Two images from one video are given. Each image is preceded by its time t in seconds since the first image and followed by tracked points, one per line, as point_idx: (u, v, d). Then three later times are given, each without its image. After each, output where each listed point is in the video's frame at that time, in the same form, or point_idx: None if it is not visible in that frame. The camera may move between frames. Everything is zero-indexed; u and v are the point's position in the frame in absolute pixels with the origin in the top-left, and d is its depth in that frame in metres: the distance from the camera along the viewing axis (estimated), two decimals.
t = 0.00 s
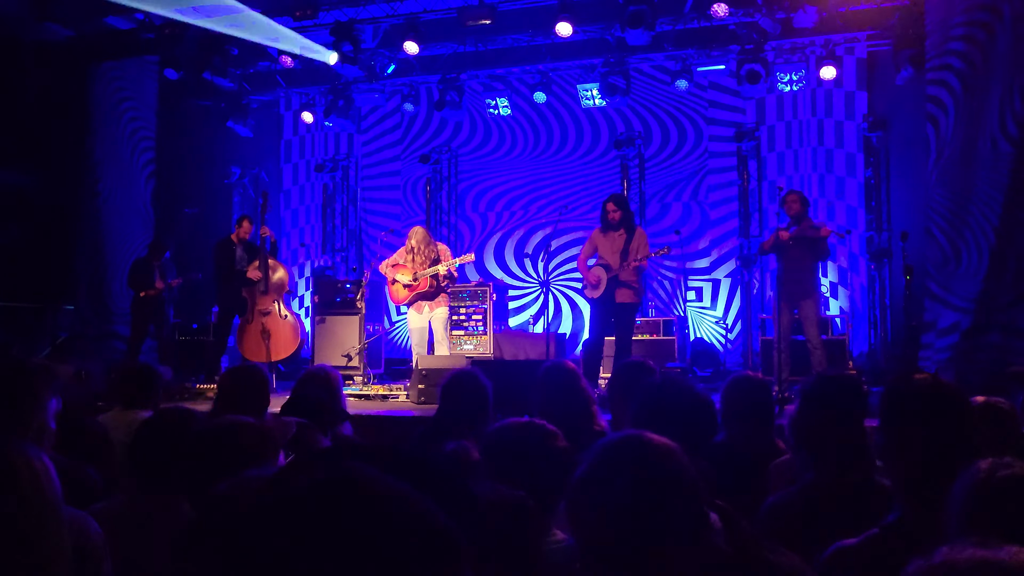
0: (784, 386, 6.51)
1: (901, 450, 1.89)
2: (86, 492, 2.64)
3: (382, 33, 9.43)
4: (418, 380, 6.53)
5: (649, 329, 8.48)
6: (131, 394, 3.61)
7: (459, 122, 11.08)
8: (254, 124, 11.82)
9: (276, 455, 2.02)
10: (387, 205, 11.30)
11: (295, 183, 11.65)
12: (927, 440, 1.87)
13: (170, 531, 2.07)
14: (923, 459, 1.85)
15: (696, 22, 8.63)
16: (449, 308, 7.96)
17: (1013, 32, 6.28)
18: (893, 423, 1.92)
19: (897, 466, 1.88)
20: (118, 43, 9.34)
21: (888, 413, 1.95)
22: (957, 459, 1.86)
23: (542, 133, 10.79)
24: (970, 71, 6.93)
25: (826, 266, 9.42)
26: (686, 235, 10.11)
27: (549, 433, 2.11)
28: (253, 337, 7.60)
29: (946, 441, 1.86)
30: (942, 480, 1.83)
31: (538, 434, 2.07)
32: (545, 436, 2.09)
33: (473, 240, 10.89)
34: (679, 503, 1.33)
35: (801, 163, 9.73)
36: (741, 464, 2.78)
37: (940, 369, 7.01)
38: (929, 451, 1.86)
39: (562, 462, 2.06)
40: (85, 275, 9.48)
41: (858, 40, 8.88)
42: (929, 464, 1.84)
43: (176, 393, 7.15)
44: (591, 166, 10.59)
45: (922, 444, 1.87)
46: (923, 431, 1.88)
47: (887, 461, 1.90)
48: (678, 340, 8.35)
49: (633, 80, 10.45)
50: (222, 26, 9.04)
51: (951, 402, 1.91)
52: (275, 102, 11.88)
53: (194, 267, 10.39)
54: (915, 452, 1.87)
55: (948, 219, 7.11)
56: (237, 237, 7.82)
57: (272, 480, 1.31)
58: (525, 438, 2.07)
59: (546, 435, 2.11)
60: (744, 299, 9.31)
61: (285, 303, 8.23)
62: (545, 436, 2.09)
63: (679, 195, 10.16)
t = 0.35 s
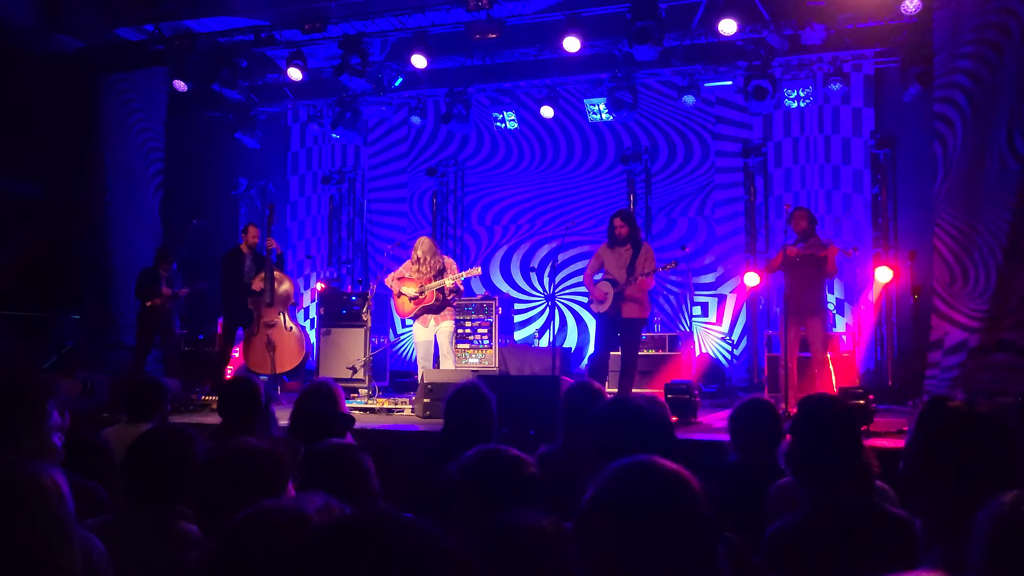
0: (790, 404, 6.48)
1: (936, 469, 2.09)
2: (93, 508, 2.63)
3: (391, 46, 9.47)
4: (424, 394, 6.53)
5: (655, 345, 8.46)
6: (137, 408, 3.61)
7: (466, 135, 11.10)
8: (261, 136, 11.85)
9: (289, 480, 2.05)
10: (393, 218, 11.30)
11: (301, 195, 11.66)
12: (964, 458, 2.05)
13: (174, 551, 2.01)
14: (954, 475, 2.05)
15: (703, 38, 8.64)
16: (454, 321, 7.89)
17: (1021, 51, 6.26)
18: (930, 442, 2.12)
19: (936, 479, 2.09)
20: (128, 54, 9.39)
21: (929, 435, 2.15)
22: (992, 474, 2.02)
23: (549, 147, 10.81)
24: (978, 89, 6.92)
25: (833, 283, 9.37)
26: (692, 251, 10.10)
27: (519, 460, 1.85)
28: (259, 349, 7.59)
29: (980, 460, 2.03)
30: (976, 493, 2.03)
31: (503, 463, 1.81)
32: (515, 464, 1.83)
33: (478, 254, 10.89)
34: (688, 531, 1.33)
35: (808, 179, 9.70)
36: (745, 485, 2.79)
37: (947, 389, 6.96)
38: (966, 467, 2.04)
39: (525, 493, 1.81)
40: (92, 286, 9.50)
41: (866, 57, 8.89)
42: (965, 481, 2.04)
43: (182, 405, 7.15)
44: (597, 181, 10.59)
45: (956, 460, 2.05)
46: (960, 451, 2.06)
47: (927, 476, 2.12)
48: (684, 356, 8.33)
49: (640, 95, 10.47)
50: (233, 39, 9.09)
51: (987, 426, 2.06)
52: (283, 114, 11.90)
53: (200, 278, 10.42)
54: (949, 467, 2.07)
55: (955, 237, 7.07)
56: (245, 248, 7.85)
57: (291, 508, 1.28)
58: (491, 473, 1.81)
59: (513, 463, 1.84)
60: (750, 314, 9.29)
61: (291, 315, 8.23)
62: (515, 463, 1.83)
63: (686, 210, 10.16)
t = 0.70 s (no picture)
0: (797, 416, 6.46)
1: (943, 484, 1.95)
2: (100, 514, 2.64)
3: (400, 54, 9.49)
4: (431, 402, 6.52)
5: (661, 354, 8.45)
6: (144, 414, 3.62)
7: (474, 143, 11.11)
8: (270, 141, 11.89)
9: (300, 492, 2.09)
10: (401, 225, 11.31)
11: (309, 201, 11.69)
12: (970, 477, 1.93)
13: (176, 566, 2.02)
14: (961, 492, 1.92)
15: (712, 48, 8.65)
16: (461, 329, 7.95)
17: None
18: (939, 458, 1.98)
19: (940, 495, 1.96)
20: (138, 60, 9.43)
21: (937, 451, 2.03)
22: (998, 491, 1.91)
23: (557, 155, 10.81)
24: (988, 101, 6.91)
25: (841, 294, 9.37)
26: (700, 261, 10.09)
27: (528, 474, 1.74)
28: (266, 355, 7.59)
29: (987, 477, 1.92)
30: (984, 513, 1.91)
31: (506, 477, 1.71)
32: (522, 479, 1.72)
33: (486, 262, 10.90)
34: (711, 542, 1.33)
35: (816, 190, 9.69)
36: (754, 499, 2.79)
37: (955, 401, 6.93)
38: (973, 485, 1.92)
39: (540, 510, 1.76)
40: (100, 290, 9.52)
41: (876, 68, 8.90)
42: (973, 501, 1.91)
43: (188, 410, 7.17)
44: (606, 190, 10.59)
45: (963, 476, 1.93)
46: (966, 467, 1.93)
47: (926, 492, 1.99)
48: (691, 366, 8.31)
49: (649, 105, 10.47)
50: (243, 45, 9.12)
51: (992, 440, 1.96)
52: (292, 120, 11.95)
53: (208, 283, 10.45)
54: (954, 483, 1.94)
55: (964, 250, 7.06)
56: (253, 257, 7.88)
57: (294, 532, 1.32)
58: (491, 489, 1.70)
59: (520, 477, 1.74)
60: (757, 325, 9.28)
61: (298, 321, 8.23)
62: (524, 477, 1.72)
63: (693, 220, 10.16)
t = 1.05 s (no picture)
0: (808, 415, 6.45)
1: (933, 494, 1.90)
2: (109, 508, 2.65)
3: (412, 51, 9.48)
4: (440, 399, 6.53)
5: (671, 353, 8.44)
6: (155, 410, 3.63)
7: (485, 140, 11.10)
8: (282, 138, 11.91)
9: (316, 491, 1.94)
10: (412, 222, 11.32)
11: (321, 198, 11.71)
12: (960, 486, 1.87)
13: (172, 561, 2.01)
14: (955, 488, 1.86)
15: (725, 45, 8.62)
16: (471, 326, 7.90)
17: None
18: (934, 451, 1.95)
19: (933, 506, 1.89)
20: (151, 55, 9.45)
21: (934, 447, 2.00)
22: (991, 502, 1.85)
23: (568, 152, 10.80)
24: (1004, 100, 6.88)
25: (853, 293, 9.34)
26: (711, 259, 10.07)
27: (592, 476, 1.82)
28: (276, 350, 7.60)
29: (980, 485, 1.86)
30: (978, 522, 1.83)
31: (575, 477, 1.79)
32: (586, 481, 1.80)
33: (496, 259, 10.89)
34: (727, 540, 1.33)
35: (828, 189, 9.65)
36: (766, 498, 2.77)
37: (968, 401, 6.89)
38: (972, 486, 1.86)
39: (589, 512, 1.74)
40: (112, 285, 9.55)
41: (890, 66, 8.85)
42: (966, 509, 1.84)
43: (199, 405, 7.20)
44: (617, 187, 10.56)
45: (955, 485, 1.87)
46: (956, 477, 1.88)
47: (923, 504, 1.93)
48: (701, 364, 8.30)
49: (661, 102, 10.44)
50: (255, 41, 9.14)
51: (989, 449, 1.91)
52: (304, 117, 11.97)
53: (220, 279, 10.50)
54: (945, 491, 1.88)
55: (977, 249, 7.02)
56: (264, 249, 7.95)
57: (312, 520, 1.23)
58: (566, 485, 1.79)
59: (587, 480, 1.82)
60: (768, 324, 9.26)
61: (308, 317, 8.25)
62: (587, 479, 1.80)
63: (705, 218, 10.14)
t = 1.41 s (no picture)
0: (819, 416, 6.41)
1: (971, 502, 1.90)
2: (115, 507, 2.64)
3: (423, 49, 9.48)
4: (450, 398, 6.52)
5: (681, 353, 8.41)
6: (164, 408, 3.63)
7: (496, 139, 11.09)
8: (292, 136, 11.92)
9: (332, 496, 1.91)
10: (422, 219, 11.31)
11: (331, 195, 11.72)
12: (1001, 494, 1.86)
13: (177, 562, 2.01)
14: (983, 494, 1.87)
15: (737, 44, 8.58)
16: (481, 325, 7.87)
17: None
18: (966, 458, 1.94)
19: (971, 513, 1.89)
20: (163, 53, 9.47)
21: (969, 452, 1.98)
22: None
23: (579, 151, 10.78)
24: (1018, 100, 6.82)
25: (864, 294, 9.29)
26: (722, 259, 10.03)
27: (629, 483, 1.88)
28: (286, 349, 7.61)
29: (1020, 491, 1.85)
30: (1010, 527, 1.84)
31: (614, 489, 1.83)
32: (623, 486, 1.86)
33: (506, 257, 10.88)
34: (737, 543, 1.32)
35: (840, 189, 9.61)
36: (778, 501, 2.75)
37: (980, 403, 6.83)
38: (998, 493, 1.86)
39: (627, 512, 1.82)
40: (123, 281, 9.57)
41: (903, 66, 8.81)
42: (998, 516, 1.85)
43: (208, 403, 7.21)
44: (627, 186, 10.54)
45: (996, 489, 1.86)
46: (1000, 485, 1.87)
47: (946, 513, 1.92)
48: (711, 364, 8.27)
49: (672, 101, 10.41)
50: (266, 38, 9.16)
51: None
52: (315, 114, 11.98)
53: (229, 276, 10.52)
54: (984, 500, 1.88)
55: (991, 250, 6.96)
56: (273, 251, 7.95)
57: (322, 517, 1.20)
58: (601, 494, 1.84)
59: (627, 485, 1.87)
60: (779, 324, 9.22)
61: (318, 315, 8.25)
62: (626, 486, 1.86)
63: (716, 218, 10.10)
